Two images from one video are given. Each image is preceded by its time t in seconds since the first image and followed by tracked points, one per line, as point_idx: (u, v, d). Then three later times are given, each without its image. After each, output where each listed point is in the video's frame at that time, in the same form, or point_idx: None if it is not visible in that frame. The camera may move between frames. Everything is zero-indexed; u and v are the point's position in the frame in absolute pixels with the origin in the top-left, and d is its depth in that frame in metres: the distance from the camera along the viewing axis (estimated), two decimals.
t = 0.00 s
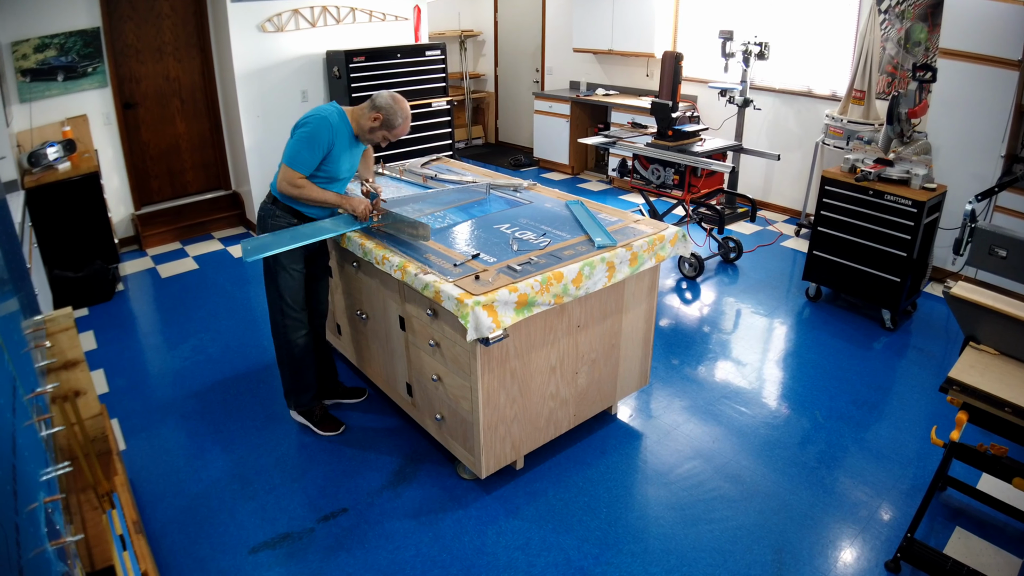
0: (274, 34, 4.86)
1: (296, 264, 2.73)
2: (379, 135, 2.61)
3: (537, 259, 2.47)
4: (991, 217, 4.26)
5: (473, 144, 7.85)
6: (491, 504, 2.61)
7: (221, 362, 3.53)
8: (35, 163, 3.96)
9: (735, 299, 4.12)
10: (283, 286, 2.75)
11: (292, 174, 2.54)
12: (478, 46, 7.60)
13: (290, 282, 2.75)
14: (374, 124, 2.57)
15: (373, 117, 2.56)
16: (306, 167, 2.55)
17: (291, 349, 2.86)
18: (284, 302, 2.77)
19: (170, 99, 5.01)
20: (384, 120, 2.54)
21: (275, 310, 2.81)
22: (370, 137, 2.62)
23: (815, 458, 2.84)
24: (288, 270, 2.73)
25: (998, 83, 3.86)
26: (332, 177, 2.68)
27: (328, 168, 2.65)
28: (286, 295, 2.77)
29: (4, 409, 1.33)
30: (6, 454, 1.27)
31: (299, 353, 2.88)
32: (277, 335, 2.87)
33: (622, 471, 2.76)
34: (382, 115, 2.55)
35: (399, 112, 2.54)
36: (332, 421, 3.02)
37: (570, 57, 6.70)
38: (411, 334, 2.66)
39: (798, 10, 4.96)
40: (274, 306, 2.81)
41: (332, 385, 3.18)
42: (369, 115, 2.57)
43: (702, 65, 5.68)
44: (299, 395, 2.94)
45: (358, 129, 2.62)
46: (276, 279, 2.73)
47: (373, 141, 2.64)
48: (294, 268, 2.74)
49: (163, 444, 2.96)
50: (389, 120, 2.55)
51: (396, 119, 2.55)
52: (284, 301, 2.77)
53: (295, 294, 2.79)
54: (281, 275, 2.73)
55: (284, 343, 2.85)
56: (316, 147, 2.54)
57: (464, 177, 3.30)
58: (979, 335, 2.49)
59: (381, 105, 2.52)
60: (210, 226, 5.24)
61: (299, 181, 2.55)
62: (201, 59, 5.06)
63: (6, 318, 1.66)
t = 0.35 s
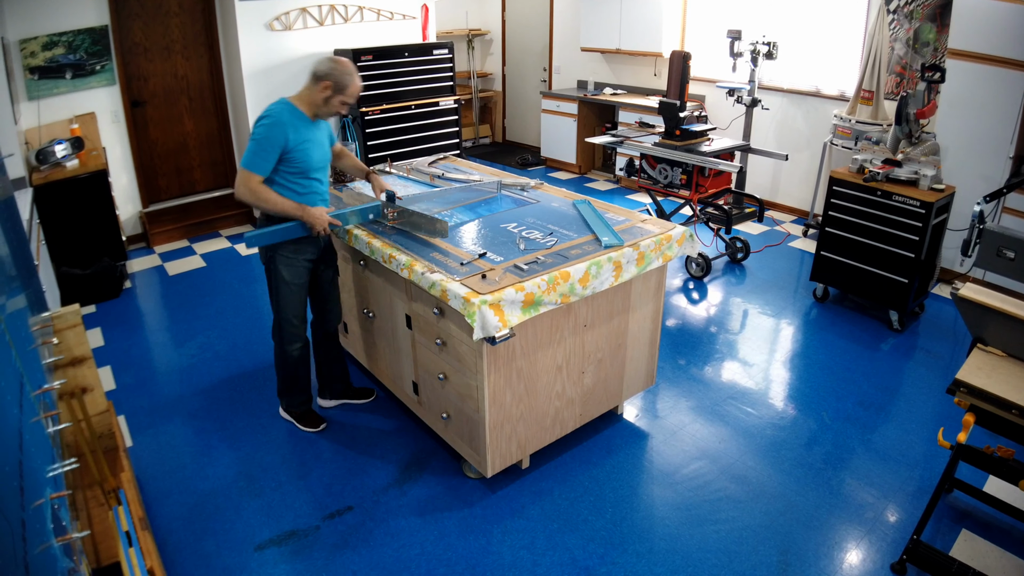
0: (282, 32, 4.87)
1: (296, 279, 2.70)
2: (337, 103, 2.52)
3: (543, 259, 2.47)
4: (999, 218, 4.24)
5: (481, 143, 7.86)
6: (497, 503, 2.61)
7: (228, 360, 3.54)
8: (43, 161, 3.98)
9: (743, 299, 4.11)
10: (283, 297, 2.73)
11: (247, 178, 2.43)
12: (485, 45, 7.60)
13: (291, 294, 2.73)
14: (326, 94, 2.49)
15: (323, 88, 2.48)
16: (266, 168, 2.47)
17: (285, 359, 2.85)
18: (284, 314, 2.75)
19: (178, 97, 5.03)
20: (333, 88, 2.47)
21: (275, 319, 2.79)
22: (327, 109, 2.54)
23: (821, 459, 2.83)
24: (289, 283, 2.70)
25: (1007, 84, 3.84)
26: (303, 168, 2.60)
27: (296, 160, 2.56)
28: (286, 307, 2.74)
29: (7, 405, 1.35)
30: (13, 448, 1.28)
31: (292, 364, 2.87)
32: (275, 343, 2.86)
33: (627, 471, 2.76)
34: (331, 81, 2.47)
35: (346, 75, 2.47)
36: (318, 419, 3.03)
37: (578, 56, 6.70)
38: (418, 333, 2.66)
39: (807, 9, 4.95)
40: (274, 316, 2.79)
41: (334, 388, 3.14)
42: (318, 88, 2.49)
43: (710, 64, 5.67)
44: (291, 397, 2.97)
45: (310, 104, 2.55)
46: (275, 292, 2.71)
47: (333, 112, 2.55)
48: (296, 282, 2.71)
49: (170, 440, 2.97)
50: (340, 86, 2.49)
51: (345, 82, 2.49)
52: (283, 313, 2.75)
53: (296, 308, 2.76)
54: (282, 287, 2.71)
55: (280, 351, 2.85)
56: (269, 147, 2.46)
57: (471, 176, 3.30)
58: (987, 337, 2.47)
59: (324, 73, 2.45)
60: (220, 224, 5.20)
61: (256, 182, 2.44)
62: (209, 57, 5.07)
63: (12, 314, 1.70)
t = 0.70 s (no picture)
0: (291, 31, 4.88)
1: (308, 278, 2.73)
2: (314, 104, 2.49)
3: (551, 258, 2.46)
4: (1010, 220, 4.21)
5: (489, 142, 7.86)
6: (503, 502, 2.61)
7: (236, 357, 3.55)
8: (52, 158, 4.00)
9: (750, 299, 4.10)
10: (295, 300, 2.75)
11: (234, 184, 2.42)
12: (494, 44, 7.60)
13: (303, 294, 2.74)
14: (305, 95, 2.47)
15: (302, 91, 2.46)
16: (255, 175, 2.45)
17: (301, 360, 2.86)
18: (295, 316, 2.77)
19: (187, 94, 5.04)
20: (310, 89, 2.44)
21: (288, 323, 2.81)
22: (308, 109, 2.51)
23: (829, 460, 2.83)
24: (300, 284, 2.72)
25: (1018, 85, 3.82)
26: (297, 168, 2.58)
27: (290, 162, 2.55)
28: (298, 309, 2.76)
29: (15, 401, 1.35)
30: (21, 443, 1.29)
31: (310, 363, 2.88)
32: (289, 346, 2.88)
33: (634, 471, 2.76)
34: (307, 83, 2.44)
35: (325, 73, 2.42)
36: (339, 416, 3.04)
37: (587, 56, 6.70)
38: (425, 332, 2.67)
39: (817, 9, 4.93)
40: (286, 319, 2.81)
41: (345, 385, 3.17)
42: (296, 90, 2.46)
43: (719, 64, 5.66)
44: (312, 397, 2.98)
45: (295, 107, 2.51)
46: (289, 294, 2.73)
47: (315, 111, 2.52)
48: (305, 282, 2.73)
49: (178, 437, 2.98)
50: (316, 86, 2.45)
51: (322, 83, 2.45)
52: (296, 315, 2.77)
53: (308, 309, 2.78)
54: (294, 289, 2.73)
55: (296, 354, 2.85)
56: (261, 156, 2.44)
57: (479, 175, 3.31)
58: (995, 339, 2.46)
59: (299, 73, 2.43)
60: (228, 222, 5.22)
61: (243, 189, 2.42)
62: (218, 55, 5.09)
63: (20, 310, 1.71)
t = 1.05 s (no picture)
0: (299, 29, 4.89)
1: (312, 259, 2.74)
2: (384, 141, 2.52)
3: (558, 257, 2.46)
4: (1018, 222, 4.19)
5: (496, 141, 7.87)
6: (508, 501, 2.61)
7: (243, 354, 3.56)
8: (61, 155, 4.02)
9: (758, 300, 4.10)
10: (299, 280, 2.77)
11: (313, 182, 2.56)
12: (501, 43, 7.60)
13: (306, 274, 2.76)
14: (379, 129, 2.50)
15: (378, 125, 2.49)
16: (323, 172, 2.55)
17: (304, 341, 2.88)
18: (299, 296, 2.79)
19: (195, 93, 5.05)
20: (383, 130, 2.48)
21: (291, 304, 2.83)
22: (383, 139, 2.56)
23: (835, 462, 2.82)
24: (304, 265, 2.74)
25: None
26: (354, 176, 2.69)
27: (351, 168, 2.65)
28: (302, 289, 2.79)
29: (22, 397, 1.36)
30: (27, 439, 1.29)
31: (312, 349, 2.90)
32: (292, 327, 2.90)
33: (639, 471, 2.76)
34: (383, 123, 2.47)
35: (399, 121, 2.44)
36: (342, 416, 3.03)
37: (594, 55, 6.69)
38: (431, 330, 2.67)
39: (827, 9, 4.91)
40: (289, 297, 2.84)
41: (350, 382, 3.17)
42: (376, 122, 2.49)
43: (727, 64, 5.65)
44: (312, 387, 2.97)
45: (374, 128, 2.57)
46: (293, 274, 2.75)
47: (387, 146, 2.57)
48: (311, 262, 2.75)
49: (184, 434, 2.99)
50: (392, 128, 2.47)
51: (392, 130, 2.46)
52: (299, 295, 2.79)
53: (312, 289, 2.80)
54: (298, 271, 2.75)
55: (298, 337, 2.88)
56: (332, 158, 2.54)
57: (486, 174, 3.31)
58: (1003, 341, 2.45)
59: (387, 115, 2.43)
60: (234, 219, 5.26)
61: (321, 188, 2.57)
62: (226, 54, 5.10)
63: (28, 306, 1.72)
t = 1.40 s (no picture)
0: (307, 28, 4.91)
1: (305, 261, 2.79)
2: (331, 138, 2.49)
3: (565, 257, 2.46)
4: None
5: (504, 140, 7.87)
6: (514, 499, 2.62)
7: (251, 352, 3.57)
8: (69, 153, 4.03)
9: (765, 300, 4.09)
10: (296, 282, 2.81)
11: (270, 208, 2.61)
12: (510, 42, 7.59)
13: (303, 276, 2.81)
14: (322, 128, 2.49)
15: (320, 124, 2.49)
16: (282, 198, 2.60)
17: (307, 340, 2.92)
18: (297, 298, 2.84)
19: (203, 91, 5.07)
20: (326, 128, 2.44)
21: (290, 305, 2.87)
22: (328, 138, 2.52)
23: (842, 463, 2.81)
24: (299, 269, 2.79)
25: None
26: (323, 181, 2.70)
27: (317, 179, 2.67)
28: (299, 291, 2.83)
29: (31, 393, 1.37)
30: (35, 435, 1.30)
31: (315, 346, 2.94)
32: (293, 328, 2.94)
33: (646, 471, 2.76)
34: (327, 124, 2.42)
35: (338, 117, 2.39)
36: (347, 404, 3.08)
37: (602, 54, 6.68)
38: (438, 329, 2.68)
39: (836, 9, 4.90)
40: (288, 301, 2.88)
41: (351, 368, 3.26)
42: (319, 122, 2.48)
43: (736, 63, 5.64)
44: (321, 382, 3.04)
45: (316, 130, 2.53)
46: (290, 279, 2.80)
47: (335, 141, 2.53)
48: (304, 265, 2.80)
49: (191, 431, 3.00)
50: (338, 125, 2.43)
51: (335, 128, 2.42)
52: (296, 296, 2.84)
53: (309, 289, 2.84)
54: (294, 274, 2.80)
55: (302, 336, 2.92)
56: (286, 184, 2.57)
57: (494, 173, 3.32)
58: (1011, 343, 2.43)
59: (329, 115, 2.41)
60: (241, 217, 5.19)
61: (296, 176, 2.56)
62: (235, 52, 5.12)
63: (36, 303, 1.72)
